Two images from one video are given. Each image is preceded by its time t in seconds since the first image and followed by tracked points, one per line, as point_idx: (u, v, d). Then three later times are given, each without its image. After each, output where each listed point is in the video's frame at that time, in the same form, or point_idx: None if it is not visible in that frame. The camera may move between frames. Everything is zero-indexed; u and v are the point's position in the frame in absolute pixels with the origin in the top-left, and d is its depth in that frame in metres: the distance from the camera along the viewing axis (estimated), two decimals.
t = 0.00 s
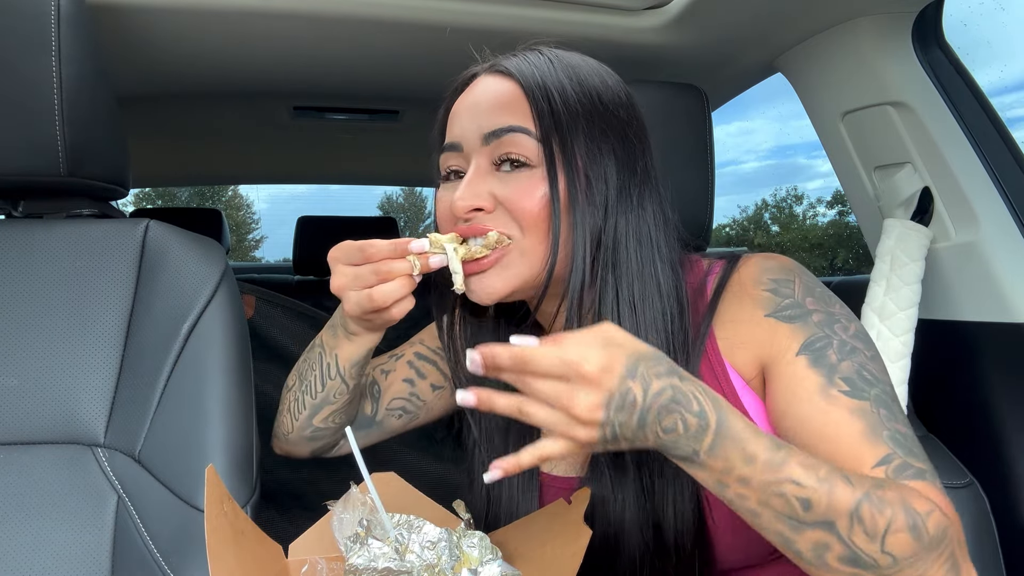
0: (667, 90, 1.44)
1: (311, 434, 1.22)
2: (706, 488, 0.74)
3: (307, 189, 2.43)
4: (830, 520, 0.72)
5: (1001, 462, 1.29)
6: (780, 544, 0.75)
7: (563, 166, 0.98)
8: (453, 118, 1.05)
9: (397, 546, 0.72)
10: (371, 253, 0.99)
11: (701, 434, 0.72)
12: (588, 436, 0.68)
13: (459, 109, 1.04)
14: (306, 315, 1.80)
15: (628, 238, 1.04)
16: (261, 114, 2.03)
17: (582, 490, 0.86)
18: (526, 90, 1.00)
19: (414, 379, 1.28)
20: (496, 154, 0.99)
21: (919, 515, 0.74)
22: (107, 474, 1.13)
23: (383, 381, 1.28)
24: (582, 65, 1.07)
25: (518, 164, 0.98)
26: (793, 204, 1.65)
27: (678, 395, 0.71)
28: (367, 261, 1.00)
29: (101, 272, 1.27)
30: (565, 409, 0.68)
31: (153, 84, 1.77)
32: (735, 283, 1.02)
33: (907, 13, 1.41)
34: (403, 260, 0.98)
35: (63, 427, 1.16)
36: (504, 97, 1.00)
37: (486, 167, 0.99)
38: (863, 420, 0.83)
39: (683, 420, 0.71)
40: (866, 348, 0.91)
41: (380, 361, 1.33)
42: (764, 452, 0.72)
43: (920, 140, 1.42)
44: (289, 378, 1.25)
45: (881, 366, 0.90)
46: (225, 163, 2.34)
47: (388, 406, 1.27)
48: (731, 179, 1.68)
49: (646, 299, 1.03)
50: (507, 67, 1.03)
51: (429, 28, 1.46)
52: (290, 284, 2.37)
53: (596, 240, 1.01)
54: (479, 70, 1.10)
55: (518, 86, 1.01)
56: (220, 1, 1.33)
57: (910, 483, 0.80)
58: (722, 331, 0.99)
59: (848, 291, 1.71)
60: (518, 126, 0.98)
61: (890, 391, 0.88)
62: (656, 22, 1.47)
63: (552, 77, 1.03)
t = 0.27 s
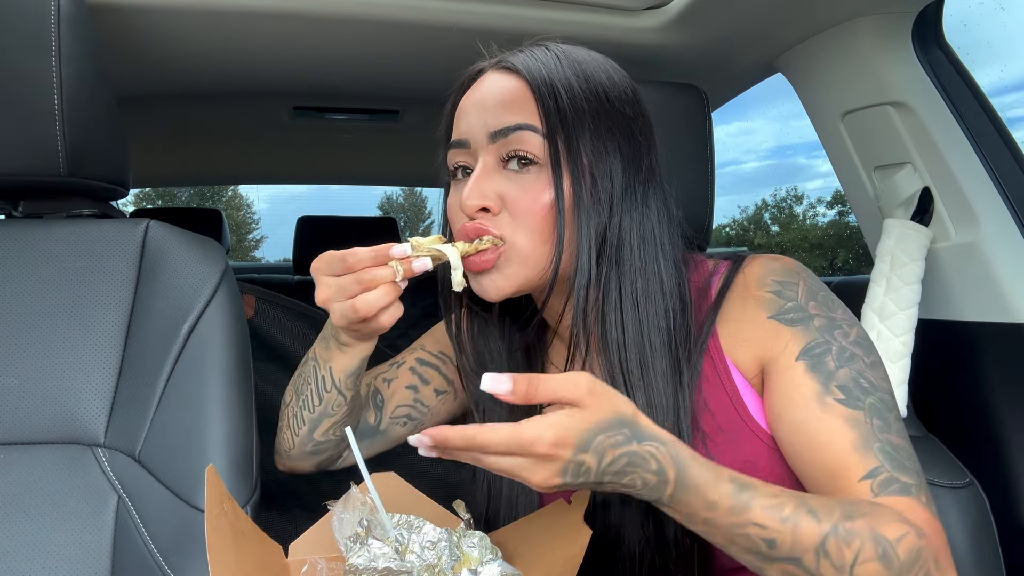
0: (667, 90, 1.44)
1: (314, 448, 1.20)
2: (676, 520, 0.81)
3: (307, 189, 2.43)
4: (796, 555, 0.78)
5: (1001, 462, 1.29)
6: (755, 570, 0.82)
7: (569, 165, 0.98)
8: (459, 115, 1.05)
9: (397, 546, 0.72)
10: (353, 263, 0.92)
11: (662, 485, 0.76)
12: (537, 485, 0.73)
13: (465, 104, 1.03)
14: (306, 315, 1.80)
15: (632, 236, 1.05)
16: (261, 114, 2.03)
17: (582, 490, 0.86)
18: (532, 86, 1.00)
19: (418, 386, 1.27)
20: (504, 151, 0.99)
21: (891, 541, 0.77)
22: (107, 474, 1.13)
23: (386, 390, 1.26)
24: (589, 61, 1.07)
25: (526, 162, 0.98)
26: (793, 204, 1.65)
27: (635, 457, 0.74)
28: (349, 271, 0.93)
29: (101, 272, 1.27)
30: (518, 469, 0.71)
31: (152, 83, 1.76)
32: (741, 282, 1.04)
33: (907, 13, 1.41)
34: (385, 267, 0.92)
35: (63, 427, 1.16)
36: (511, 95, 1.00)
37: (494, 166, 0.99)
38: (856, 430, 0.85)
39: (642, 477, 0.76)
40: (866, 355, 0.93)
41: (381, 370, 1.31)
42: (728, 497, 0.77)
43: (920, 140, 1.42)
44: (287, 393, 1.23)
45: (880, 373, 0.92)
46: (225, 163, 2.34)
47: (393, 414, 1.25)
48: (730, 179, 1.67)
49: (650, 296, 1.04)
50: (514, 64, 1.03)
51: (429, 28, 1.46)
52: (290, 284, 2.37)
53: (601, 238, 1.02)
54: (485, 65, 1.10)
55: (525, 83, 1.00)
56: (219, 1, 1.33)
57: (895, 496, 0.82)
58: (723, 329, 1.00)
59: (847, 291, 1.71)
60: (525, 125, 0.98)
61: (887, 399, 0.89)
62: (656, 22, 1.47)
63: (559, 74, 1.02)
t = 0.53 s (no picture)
0: (668, 90, 1.44)
1: (318, 460, 1.19)
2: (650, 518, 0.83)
3: (307, 189, 2.43)
4: (763, 558, 0.78)
5: (1001, 462, 1.29)
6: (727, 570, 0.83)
7: (573, 160, 0.98)
8: (466, 111, 1.06)
9: (397, 546, 0.72)
10: (358, 271, 0.90)
11: (628, 487, 0.79)
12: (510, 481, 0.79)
13: (473, 100, 1.04)
14: (306, 315, 1.81)
15: (637, 233, 1.04)
16: (261, 114, 2.03)
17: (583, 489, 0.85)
18: (539, 82, 1.00)
19: (421, 392, 1.26)
20: (509, 145, 0.99)
21: (862, 546, 0.76)
22: (107, 474, 1.13)
23: (390, 398, 1.25)
24: (595, 59, 1.07)
25: (530, 156, 0.98)
26: (793, 204, 1.65)
27: (599, 461, 0.78)
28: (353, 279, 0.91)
29: (101, 272, 1.27)
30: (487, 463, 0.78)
31: (152, 83, 1.76)
32: (744, 282, 1.04)
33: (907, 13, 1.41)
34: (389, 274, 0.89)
35: (63, 428, 1.16)
36: (517, 90, 1.00)
37: (499, 159, 0.99)
38: (844, 431, 0.85)
39: (608, 479, 0.79)
40: (863, 357, 0.93)
41: (385, 378, 1.30)
42: (692, 498, 0.79)
43: (920, 139, 1.42)
44: (289, 407, 1.22)
45: (876, 375, 0.92)
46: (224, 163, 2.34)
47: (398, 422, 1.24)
48: (730, 179, 1.67)
49: (654, 294, 1.03)
50: (521, 60, 1.03)
51: (429, 28, 1.46)
52: (290, 284, 2.37)
53: (606, 237, 1.01)
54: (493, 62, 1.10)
55: (531, 80, 1.01)
56: (219, 1, 1.33)
57: (876, 498, 0.82)
58: (726, 328, 1.00)
59: (847, 291, 1.71)
60: (532, 117, 0.98)
61: (881, 402, 0.89)
62: (656, 22, 1.47)
63: (565, 71, 1.02)
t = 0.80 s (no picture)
0: (668, 90, 1.44)
1: (320, 469, 1.18)
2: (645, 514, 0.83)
3: (307, 189, 2.43)
4: (755, 557, 0.79)
5: (1001, 462, 1.29)
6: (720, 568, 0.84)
7: (570, 156, 0.98)
8: (464, 112, 1.06)
9: (397, 546, 0.72)
10: (368, 257, 0.91)
11: (623, 483, 0.80)
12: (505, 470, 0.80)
13: (470, 101, 1.04)
14: (306, 315, 1.80)
15: (636, 229, 1.04)
16: (261, 114, 2.03)
17: (583, 490, 0.85)
18: (534, 81, 1.00)
19: (423, 398, 1.25)
20: (506, 144, 0.99)
21: (854, 548, 0.76)
22: (107, 474, 1.13)
23: (391, 406, 1.24)
24: (592, 55, 1.06)
25: (525, 154, 0.98)
26: (793, 204, 1.65)
27: (593, 455, 0.78)
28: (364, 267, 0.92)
29: (101, 272, 1.27)
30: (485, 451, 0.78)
31: (153, 83, 1.76)
32: (746, 282, 1.05)
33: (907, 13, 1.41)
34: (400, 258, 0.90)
35: (63, 428, 1.16)
36: (512, 90, 1.00)
37: (498, 158, 1.00)
38: (841, 434, 0.85)
39: (602, 474, 0.80)
40: (862, 359, 0.92)
41: (385, 386, 1.29)
42: (688, 497, 0.79)
43: (919, 139, 1.42)
44: (288, 416, 1.21)
45: (876, 378, 0.92)
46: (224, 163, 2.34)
47: (399, 428, 1.23)
48: (730, 179, 1.67)
49: (653, 288, 1.03)
50: (517, 60, 1.03)
51: (429, 28, 1.46)
52: (290, 284, 2.37)
53: (603, 233, 1.01)
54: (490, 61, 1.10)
55: (525, 79, 1.01)
56: (219, 1, 1.33)
57: (872, 502, 0.82)
58: (727, 329, 1.00)
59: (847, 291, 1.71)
60: (527, 117, 0.98)
61: (879, 404, 0.89)
62: (656, 22, 1.47)
63: (561, 68, 1.02)
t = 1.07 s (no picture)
0: (667, 90, 1.44)
1: (320, 471, 1.18)
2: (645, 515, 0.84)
3: (307, 189, 2.43)
4: (755, 557, 0.79)
5: (1001, 462, 1.29)
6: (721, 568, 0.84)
7: (560, 154, 0.98)
8: (464, 111, 1.06)
9: (397, 546, 0.72)
10: (374, 256, 0.91)
11: (623, 484, 0.80)
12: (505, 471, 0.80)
13: (469, 101, 1.05)
14: (306, 315, 1.80)
15: (629, 225, 1.03)
16: (261, 114, 2.02)
17: (582, 489, 0.85)
18: (527, 79, 1.00)
19: (424, 399, 1.25)
20: (500, 143, 0.99)
21: (855, 548, 0.76)
22: (107, 474, 1.13)
23: (392, 407, 1.24)
24: (588, 52, 1.06)
25: (514, 154, 0.98)
26: (793, 204, 1.65)
27: (593, 457, 0.79)
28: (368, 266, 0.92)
29: (101, 272, 1.27)
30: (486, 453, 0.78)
31: (153, 83, 1.76)
32: (748, 283, 1.04)
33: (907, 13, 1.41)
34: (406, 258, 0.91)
35: (63, 427, 1.16)
36: (508, 89, 1.00)
37: (492, 155, 1.00)
38: (841, 434, 0.85)
39: (603, 475, 0.80)
40: (863, 359, 0.92)
41: (386, 387, 1.30)
42: (688, 498, 0.79)
43: (919, 139, 1.42)
44: (287, 417, 1.21)
45: (877, 378, 0.91)
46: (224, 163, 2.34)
47: (400, 429, 1.23)
48: (730, 179, 1.70)
49: (648, 284, 1.03)
50: (513, 59, 1.03)
51: (428, 28, 1.46)
52: (290, 284, 2.37)
53: (595, 231, 1.01)
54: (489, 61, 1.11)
55: (520, 78, 1.01)
56: (218, 1, 1.33)
57: (872, 502, 0.82)
58: (728, 328, 1.01)
59: (847, 291, 1.71)
60: (519, 116, 0.98)
61: (881, 404, 0.89)
62: (656, 22, 1.47)
63: (555, 65, 1.02)
